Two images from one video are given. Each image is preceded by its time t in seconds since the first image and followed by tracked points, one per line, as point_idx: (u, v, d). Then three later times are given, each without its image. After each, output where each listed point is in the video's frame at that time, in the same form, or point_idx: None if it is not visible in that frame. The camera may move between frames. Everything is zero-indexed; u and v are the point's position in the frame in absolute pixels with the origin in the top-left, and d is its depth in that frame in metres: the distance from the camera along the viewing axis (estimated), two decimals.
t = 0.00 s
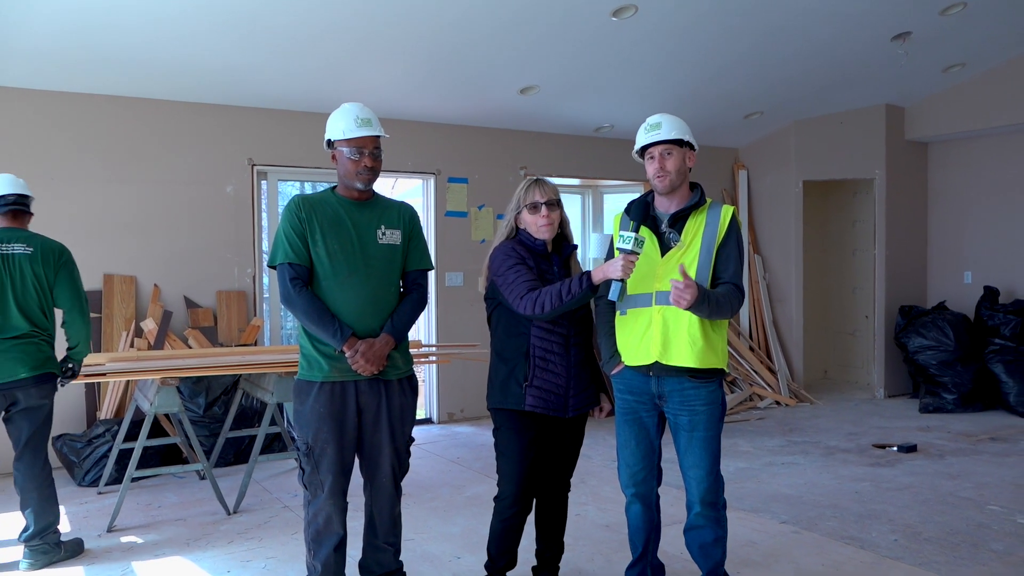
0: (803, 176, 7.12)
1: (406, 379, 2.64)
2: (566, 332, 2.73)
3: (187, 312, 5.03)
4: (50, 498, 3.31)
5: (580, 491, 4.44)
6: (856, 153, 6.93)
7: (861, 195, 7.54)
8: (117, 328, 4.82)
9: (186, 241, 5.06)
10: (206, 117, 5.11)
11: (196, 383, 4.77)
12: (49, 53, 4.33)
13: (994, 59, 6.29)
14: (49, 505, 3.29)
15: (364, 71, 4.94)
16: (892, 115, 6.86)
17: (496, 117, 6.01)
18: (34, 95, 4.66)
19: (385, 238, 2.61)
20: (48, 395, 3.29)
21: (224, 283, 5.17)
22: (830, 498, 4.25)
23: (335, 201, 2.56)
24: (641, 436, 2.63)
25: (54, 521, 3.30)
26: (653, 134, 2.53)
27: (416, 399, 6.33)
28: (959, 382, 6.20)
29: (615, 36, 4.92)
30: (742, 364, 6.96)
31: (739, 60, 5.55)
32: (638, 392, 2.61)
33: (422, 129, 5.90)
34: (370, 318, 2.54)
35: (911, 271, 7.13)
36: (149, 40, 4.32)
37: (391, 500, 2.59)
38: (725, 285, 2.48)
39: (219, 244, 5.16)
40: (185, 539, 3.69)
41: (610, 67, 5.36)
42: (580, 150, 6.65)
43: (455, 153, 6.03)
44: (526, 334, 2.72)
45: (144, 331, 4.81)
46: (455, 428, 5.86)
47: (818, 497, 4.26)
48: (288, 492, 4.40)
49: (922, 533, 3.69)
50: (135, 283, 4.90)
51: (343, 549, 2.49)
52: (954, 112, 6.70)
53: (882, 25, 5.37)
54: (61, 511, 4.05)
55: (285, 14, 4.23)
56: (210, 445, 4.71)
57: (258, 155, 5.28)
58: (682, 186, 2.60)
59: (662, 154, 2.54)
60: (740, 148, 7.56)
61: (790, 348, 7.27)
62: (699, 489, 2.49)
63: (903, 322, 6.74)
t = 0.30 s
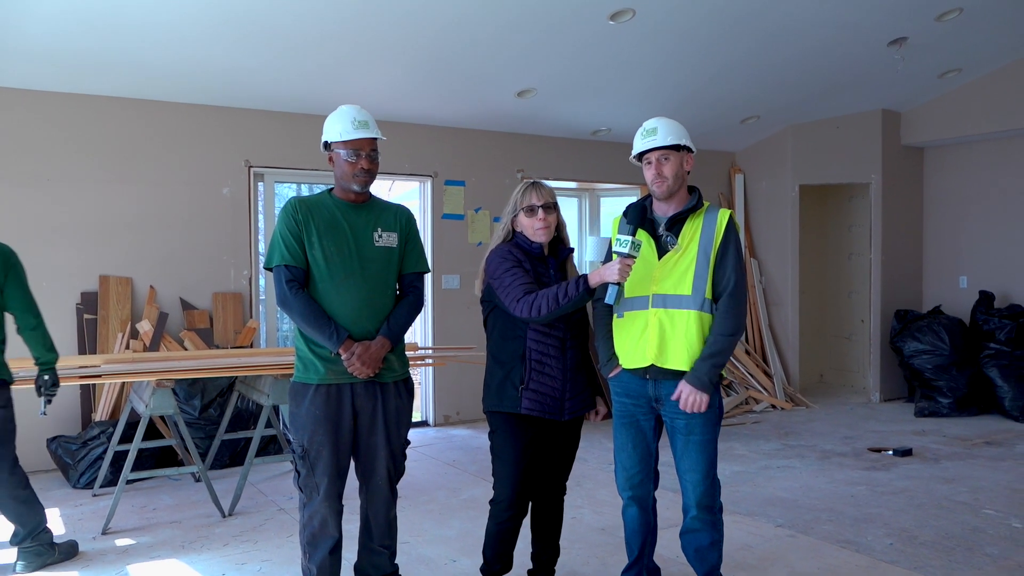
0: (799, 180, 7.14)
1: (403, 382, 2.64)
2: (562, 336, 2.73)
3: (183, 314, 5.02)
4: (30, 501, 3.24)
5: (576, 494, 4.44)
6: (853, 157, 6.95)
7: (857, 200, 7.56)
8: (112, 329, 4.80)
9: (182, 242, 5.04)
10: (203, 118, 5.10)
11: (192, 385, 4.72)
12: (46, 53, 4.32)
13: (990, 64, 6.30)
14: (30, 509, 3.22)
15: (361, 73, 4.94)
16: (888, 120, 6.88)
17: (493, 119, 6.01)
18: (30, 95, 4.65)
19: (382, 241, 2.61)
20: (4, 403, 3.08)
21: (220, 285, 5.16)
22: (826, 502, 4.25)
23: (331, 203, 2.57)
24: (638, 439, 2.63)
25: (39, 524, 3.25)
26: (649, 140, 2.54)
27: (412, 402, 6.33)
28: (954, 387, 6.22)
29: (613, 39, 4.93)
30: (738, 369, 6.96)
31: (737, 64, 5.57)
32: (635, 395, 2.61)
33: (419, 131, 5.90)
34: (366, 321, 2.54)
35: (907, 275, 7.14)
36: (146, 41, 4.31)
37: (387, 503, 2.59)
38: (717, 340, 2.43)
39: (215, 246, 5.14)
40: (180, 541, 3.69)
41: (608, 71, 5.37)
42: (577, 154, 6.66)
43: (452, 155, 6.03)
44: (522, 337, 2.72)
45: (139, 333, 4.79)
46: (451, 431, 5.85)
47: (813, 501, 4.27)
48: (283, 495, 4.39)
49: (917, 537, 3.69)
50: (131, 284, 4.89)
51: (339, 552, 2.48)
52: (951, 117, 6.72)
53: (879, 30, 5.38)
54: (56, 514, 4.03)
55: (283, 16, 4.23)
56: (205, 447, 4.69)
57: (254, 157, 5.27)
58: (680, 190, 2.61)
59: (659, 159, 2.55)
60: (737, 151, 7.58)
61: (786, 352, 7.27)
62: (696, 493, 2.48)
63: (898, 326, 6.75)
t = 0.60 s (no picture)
0: (798, 181, 7.10)
1: (399, 384, 2.60)
2: (559, 338, 2.69)
3: (176, 316, 4.97)
4: None
5: (574, 498, 4.40)
6: (853, 157, 6.92)
7: (857, 200, 7.53)
8: (105, 332, 4.75)
9: (176, 244, 5.00)
10: (197, 118, 5.05)
11: (186, 387, 4.70)
12: (37, 53, 4.28)
13: (989, 64, 6.28)
14: None
15: (357, 73, 4.90)
16: (888, 120, 6.85)
17: (490, 119, 5.97)
18: (21, 95, 4.60)
19: (377, 243, 2.57)
20: None
21: (214, 287, 5.11)
22: (825, 506, 4.21)
23: (326, 204, 2.52)
24: (637, 441, 2.60)
25: None
26: (642, 147, 2.52)
27: (409, 405, 6.28)
28: (955, 389, 6.19)
29: (611, 39, 4.89)
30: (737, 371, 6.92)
31: (735, 64, 5.53)
32: (635, 397, 2.59)
33: (415, 132, 5.86)
34: (362, 323, 2.50)
35: (907, 276, 7.11)
36: (139, 41, 4.27)
37: (383, 507, 2.54)
38: (727, 340, 2.39)
39: (209, 247, 5.09)
40: (173, 546, 3.64)
41: (605, 71, 5.33)
42: (575, 154, 6.62)
43: (448, 156, 5.99)
44: (519, 339, 2.68)
45: (132, 335, 4.75)
46: (447, 435, 5.81)
47: (813, 504, 4.23)
48: (278, 499, 4.34)
49: (918, 540, 3.66)
50: (124, 287, 4.84)
51: (335, 557, 2.44)
52: (951, 117, 6.69)
53: (878, 30, 5.35)
54: (47, 519, 3.98)
55: (278, 16, 4.19)
56: (199, 451, 4.64)
57: (249, 158, 5.22)
58: (681, 194, 2.57)
59: (654, 166, 2.53)
60: (736, 152, 7.54)
61: (785, 354, 7.23)
62: (694, 497, 2.45)
63: (898, 327, 6.72)
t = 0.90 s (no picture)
0: (801, 181, 6.99)
1: (392, 390, 2.48)
2: (557, 342, 2.57)
3: (162, 320, 4.85)
4: None
5: (572, 506, 4.27)
6: (857, 155, 6.80)
7: (862, 200, 7.42)
8: (88, 337, 4.63)
9: (162, 246, 4.87)
10: (184, 117, 4.93)
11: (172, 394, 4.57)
12: (19, 49, 4.16)
13: (995, 61, 6.17)
14: None
15: (349, 69, 4.78)
16: (892, 117, 6.74)
17: (486, 117, 5.84)
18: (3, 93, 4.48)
19: (370, 244, 2.45)
20: None
21: (202, 290, 4.98)
22: (830, 514, 4.09)
23: (316, 204, 2.41)
24: (639, 446, 2.48)
25: None
26: (638, 143, 2.47)
27: (403, 411, 6.15)
28: (963, 393, 6.07)
29: (609, 34, 4.77)
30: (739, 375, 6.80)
31: (736, 60, 5.41)
32: (637, 401, 2.47)
33: (409, 131, 5.74)
34: (353, 327, 2.39)
35: (912, 277, 6.99)
36: (123, 36, 4.15)
37: (376, 517, 2.42)
38: (742, 336, 2.26)
39: (196, 249, 4.97)
40: (159, 557, 3.52)
41: (603, 67, 5.21)
42: (573, 154, 6.50)
43: (443, 155, 5.87)
44: (516, 343, 2.55)
45: (117, 340, 4.62)
46: (442, 441, 5.68)
47: (817, 512, 4.11)
48: (267, 508, 4.21)
49: (925, 549, 3.54)
50: (109, 290, 4.72)
51: (327, 568, 2.32)
52: (956, 115, 6.58)
53: (882, 25, 5.23)
54: (28, 530, 3.85)
55: (266, 10, 4.07)
56: (186, 460, 4.51)
57: (237, 157, 5.10)
58: (680, 192, 2.46)
59: (648, 163, 2.46)
60: (738, 151, 7.42)
61: (788, 359, 7.10)
62: (697, 505, 2.33)
63: (905, 330, 6.61)
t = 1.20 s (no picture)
0: (804, 182, 6.87)
1: (381, 397, 2.42)
2: (552, 347, 2.44)
3: (146, 325, 4.72)
4: None
5: (568, 517, 4.14)
6: (861, 155, 6.68)
7: (865, 202, 7.31)
8: (69, 342, 4.49)
9: (146, 247, 4.74)
10: (168, 115, 4.80)
11: (155, 401, 4.42)
12: None
13: (1001, 60, 6.07)
14: None
15: (340, 66, 4.65)
16: (897, 117, 6.62)
17: (481, 116, 5.72)
18: None
19: (359, 247, 2.39)
20: None
21: (186, 294, 4.85)
22: (833, 524, 3.97)
23: (305, 205, 2.36)
24: (642, 452, 2.40)
25: None
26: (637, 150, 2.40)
27: (394, 418, 6.02)
28: (969, 401, 5.97)
29: (607, 31, 4.65)
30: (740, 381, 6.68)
31: (737, 58, 5.29)
32: (642, 407, 2.40)
33: (402, 130, 5.62)
34: (342, 332, 2.33)
35: (916, 281, 6.86)
36: (104, 30, 4.01)
37: (365, 527, 2.37)
38: (744, 349, 2.14)
39: (180, 252, 4.83)
40: (140, 570, 3.39)
41: (602, 65, 5.09)
42: (570, 153, 6.38)
43: (435, 155, 5.74)
44: (509, 348, 2.42)
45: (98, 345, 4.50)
46: (433, 450, 5.55)
47: (820, 523, 3.99)
48: (253, 519, 4.08)
49: (932, 561, 3.42)
50: (90, 293, 4.59)
51: None
52: (963, 114, 6.47)
53: (887, 22, 5.12)
54: (4, 543, 3.71)
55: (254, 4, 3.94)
56: (169, 469, 4.37)
57: (223, 157, 4.97)
58: (682, 195, 2.35)
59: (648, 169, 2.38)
60: (738, 151, 7.30)
61: (791, 366, 6.96)
62: (697, 514, 2.23)
63: (910, 336, 6.48)
